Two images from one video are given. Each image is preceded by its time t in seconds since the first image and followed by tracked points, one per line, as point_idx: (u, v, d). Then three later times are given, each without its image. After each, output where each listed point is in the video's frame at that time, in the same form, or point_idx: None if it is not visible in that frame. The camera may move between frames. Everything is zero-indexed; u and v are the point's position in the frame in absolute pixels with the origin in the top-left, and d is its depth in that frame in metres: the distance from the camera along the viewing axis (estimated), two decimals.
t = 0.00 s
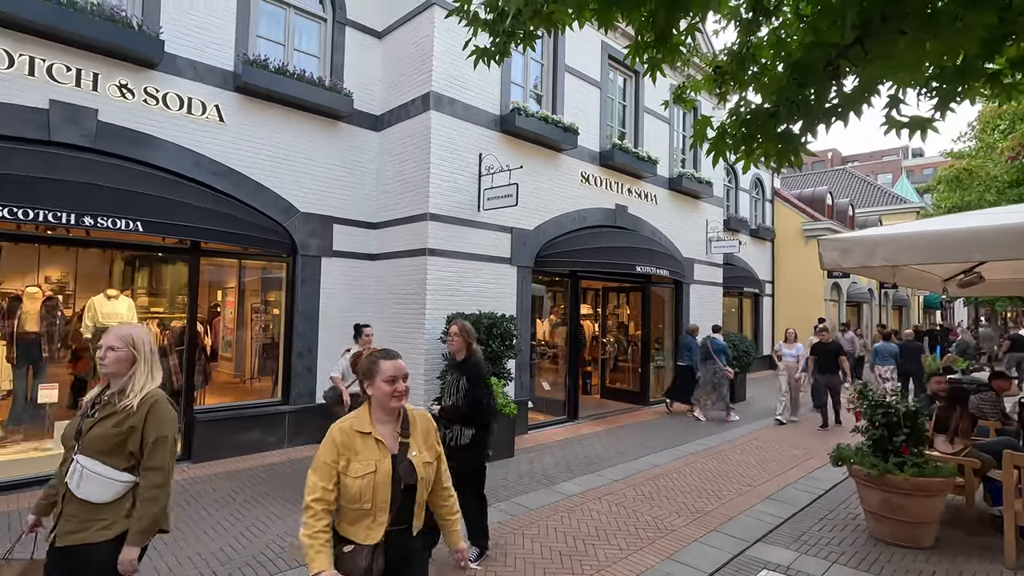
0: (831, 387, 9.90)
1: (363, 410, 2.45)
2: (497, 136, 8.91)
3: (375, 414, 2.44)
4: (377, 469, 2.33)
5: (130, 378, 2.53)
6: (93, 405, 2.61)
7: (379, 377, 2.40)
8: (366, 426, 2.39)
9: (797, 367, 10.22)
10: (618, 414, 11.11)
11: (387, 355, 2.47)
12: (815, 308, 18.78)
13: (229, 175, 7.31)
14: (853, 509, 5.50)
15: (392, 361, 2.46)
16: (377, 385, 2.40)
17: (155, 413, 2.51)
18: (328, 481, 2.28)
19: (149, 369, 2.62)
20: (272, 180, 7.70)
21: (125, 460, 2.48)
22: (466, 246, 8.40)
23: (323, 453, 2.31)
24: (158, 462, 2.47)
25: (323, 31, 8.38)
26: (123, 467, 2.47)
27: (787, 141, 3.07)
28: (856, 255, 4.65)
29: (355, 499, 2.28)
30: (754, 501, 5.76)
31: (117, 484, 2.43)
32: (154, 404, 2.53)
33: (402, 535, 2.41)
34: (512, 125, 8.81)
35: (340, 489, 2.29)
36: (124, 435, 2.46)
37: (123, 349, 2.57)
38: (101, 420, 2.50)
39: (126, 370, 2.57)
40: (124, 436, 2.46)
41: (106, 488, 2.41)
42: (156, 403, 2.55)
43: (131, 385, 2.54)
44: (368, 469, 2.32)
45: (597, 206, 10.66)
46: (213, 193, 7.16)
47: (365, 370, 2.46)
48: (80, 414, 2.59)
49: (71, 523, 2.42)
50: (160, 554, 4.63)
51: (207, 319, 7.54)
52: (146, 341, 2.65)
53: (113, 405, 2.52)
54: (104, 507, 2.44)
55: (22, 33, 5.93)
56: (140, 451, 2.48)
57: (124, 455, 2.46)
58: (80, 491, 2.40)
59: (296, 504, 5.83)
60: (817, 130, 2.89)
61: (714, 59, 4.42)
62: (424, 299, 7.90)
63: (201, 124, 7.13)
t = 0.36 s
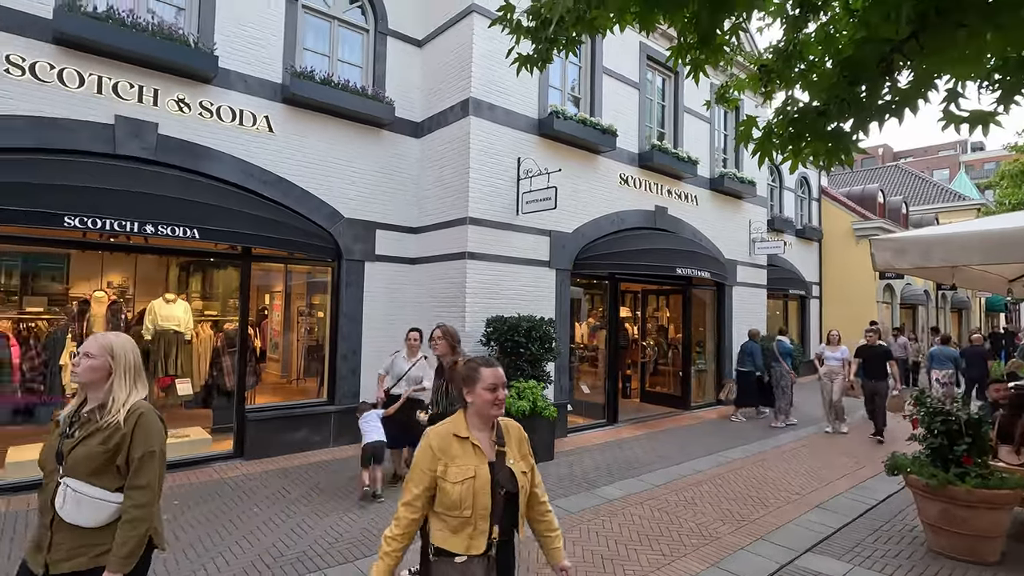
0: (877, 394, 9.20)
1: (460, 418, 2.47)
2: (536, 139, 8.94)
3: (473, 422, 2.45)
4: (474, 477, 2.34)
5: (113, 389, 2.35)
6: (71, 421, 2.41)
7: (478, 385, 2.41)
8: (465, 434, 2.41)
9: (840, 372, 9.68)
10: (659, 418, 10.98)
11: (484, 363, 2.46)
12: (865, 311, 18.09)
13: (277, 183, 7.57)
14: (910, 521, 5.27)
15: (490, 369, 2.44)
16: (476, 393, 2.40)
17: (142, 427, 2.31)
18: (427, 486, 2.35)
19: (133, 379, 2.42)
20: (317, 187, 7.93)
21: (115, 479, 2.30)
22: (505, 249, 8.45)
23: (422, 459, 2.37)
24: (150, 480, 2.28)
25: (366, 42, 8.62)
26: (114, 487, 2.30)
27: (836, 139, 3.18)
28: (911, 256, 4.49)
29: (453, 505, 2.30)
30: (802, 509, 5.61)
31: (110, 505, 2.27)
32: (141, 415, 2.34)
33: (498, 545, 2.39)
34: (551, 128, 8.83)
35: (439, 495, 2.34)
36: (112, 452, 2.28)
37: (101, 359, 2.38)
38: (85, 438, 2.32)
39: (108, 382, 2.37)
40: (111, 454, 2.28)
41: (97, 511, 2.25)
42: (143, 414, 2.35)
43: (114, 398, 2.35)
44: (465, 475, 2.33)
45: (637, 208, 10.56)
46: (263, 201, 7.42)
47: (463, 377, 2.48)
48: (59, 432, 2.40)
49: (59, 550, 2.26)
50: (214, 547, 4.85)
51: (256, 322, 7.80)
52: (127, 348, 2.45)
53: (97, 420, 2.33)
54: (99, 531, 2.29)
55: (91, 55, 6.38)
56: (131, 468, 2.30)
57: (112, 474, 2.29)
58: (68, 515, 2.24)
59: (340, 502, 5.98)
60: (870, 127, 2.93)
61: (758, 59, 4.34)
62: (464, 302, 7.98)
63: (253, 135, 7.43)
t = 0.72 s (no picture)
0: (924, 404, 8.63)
1: (560, 425, 2.41)
2: (573, 141, 8.93)
3: (569, 430, 2.39)
4: (592, 490, 2.33)
5: (74, 388, 2.34)
6: (20, 426, 2.35)
7: (580, 394, 2.39)
8: (571, 443, 2.36)
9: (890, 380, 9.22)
10: (701, 422, 10.79)
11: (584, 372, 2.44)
12: (920, 313, 17.32)
13: (320, 189, 7.78)
14: (970, 534, 5.02)
15: (589, 378, 2.44)
16: (580, 403, 2.38)
17: (110, 426, 2.34)
18: (544, 501, 2.24)
19: (91, 378, 2.42)
20: (359, 192, 8.11)
21: (79, 481, 2.29)
22: (542, 252, 8.45)
23: (537, 473, 2.24)
24: (118, 479, 2.30)
25: (405, 49, 8.78)
26: (78, 491, 2.28)
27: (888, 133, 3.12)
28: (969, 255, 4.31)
29: (574, 521, 2.29)
30: (854, 518, 5.42)
31: (74, 509, 2.25)
32: (108, 414, 2.36)
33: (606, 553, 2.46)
34: (588, 130, 8.80)
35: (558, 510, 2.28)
36: (78, 454, 2.27)
37: (62, 357, 2.34)
38: (44, 441, 2.27)
39: (66, 382, 2.35)
40: (76, 455, 2.27)
41: (65, 516, 2.23)
42: (108, 413, 2.37)
43: (74, 398, 2.33)
44: (586, 489, 2.31)
45: (676, 208, 10.42)
46: (308, 206, 7.62)
47: (561, 385, 2.45)
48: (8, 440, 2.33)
49: (20, 561, 2.21)
50: (264, 543, 5.01)
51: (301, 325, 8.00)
52: (85, 345, 2.43)
53: (55, 421, 2.30)
54: (64, 541, 2.26)
55: (148, 70, 6.72)
56: (97, 469, 2.30)
57: (77, 477, 2.28)
58: (30, 523, 2.19)
59: (384, 501, 6.09)
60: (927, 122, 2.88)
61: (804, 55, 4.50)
62: (501, 305, 8.03)
63: (298, 143, 7.66)
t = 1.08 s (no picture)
0: (972, 411, 8.04)
1: (678, 430, 2.35)
2: (608, 140, 8.88)
3: (682, 433, 2.34)
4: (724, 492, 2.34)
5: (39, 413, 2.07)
6: None
7: (677, 393, 2.39)
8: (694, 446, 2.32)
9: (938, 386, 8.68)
10: (742, 426, 10.58)
11: (683, 372, 2.43)
12: (976, 314, 16.54)
13: (359, 193, 7.97)
14: None
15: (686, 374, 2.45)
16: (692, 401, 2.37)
17: (76, 458, 2.05)
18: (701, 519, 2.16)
19: (59, 400, 2.14)
20: (396, 195, 8.28)
21: (35, 522, 2.00)
22: (578, 252, 8.44)
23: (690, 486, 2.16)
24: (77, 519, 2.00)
25: (441, 54, 8.92)
26: (32, 533, 1.99)
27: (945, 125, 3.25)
28: None
29: (721, 531, 2.28)
30: (906, 528, 5.23)
31: (27, 555, 1.95)
32: (75, 444, 2.07)
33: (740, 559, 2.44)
34: (624, 129, 8.75)
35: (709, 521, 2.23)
36: (33, 491, 1.98)
37: (26, 376, 2.07)
38: None
39: (29, 403, 2.09)
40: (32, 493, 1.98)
41: (13, 563, 1.92)
42: (73, 442, 2.08)
43: (38, 421, 2.07)
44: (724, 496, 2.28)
45: (714, 207, 10.25)
46: (347, 210, 7.82)
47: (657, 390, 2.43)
48: None
49: None
50: (307, 538, 5.16)
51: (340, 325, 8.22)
52: (53, 362, 2.16)
53: (10, 451, 2.01)
54: None
55: (198, 81, 7.02)
56: (55, 509, 2.00)
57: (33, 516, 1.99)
58: None
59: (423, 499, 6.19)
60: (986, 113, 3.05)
61: (851, 46, 4.56)
62: (537, 306, 8.05)
63: (338, 148, 7.87)
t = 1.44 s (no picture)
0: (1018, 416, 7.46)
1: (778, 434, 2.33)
2: (642, 138, 8.80)
3: (782, 437, 2.32)
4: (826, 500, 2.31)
5: None
6: None
7: (776, 397, 2.36)
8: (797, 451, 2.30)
9: (980, 390, 8.11)
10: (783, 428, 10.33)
11: (785, 374, 2.41)
12: None
13: (395, 195, 8.12)
14: None
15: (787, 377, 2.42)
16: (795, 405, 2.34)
17: (42, 465, 1.91)
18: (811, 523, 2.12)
19: (23, 401, 1.99)
20: (430, 196, 8.40)
21: None
22: (612, 252, 8.39)
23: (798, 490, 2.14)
24: (39, 532, 1.86)
25: (473, 56, 8.99)
26: None
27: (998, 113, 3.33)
28: None
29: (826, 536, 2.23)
30: (961, 538, 5.03)
31: None
32: (42, 450, 1.93)
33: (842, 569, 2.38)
34: (658, 127, 8.66)
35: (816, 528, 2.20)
36: None
37: None
38: None
39: None
40: None
41: None
42: (39, 448, 1.93)
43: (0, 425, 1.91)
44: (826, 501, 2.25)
45: (752, 204, 10.04)
46: (383, 212, 7.97)
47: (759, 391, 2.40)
48: None
49: None
50: (346, 534, 5.27)
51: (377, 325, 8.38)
52: (18, 359, 2.01)
53: None
54: None
55: (241, 89, 7.27)
56: (11, 524, 1.84)
57: None
58: None
59: (459, 497, 6.27)
60: None
61: (896, 36, 4.48)
62: (571, 306, 8.03)
63: (374, 152, 8.03)
